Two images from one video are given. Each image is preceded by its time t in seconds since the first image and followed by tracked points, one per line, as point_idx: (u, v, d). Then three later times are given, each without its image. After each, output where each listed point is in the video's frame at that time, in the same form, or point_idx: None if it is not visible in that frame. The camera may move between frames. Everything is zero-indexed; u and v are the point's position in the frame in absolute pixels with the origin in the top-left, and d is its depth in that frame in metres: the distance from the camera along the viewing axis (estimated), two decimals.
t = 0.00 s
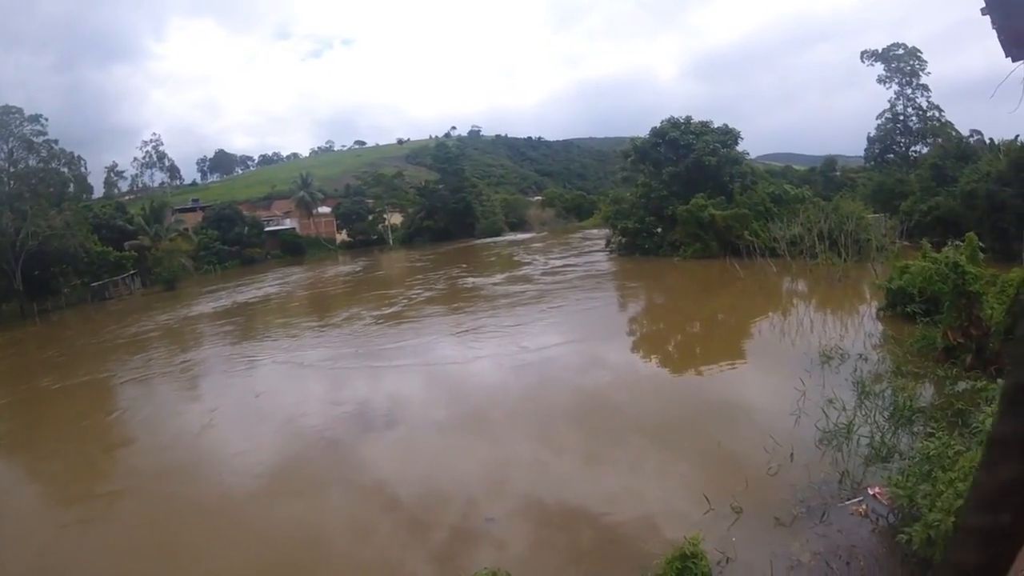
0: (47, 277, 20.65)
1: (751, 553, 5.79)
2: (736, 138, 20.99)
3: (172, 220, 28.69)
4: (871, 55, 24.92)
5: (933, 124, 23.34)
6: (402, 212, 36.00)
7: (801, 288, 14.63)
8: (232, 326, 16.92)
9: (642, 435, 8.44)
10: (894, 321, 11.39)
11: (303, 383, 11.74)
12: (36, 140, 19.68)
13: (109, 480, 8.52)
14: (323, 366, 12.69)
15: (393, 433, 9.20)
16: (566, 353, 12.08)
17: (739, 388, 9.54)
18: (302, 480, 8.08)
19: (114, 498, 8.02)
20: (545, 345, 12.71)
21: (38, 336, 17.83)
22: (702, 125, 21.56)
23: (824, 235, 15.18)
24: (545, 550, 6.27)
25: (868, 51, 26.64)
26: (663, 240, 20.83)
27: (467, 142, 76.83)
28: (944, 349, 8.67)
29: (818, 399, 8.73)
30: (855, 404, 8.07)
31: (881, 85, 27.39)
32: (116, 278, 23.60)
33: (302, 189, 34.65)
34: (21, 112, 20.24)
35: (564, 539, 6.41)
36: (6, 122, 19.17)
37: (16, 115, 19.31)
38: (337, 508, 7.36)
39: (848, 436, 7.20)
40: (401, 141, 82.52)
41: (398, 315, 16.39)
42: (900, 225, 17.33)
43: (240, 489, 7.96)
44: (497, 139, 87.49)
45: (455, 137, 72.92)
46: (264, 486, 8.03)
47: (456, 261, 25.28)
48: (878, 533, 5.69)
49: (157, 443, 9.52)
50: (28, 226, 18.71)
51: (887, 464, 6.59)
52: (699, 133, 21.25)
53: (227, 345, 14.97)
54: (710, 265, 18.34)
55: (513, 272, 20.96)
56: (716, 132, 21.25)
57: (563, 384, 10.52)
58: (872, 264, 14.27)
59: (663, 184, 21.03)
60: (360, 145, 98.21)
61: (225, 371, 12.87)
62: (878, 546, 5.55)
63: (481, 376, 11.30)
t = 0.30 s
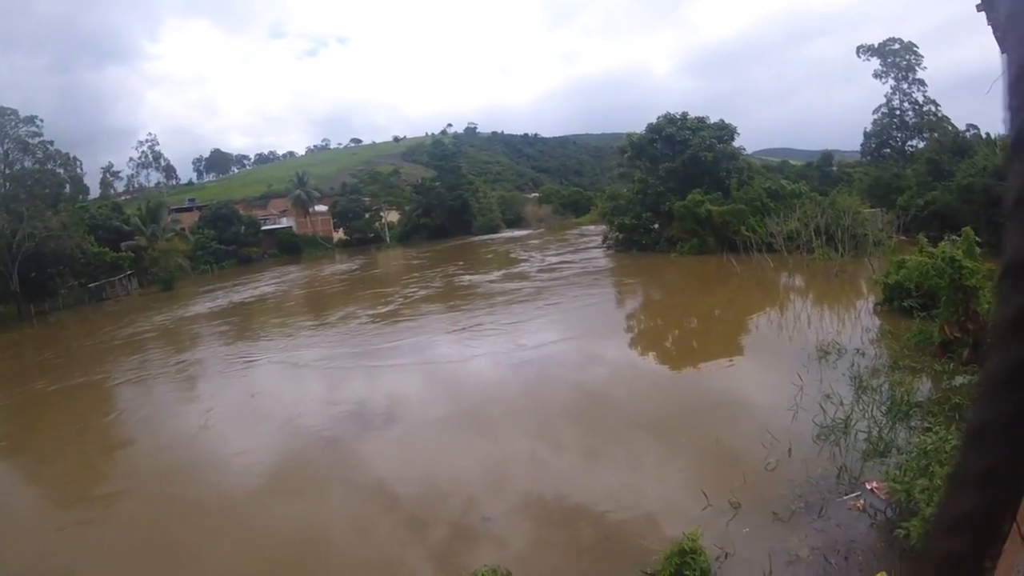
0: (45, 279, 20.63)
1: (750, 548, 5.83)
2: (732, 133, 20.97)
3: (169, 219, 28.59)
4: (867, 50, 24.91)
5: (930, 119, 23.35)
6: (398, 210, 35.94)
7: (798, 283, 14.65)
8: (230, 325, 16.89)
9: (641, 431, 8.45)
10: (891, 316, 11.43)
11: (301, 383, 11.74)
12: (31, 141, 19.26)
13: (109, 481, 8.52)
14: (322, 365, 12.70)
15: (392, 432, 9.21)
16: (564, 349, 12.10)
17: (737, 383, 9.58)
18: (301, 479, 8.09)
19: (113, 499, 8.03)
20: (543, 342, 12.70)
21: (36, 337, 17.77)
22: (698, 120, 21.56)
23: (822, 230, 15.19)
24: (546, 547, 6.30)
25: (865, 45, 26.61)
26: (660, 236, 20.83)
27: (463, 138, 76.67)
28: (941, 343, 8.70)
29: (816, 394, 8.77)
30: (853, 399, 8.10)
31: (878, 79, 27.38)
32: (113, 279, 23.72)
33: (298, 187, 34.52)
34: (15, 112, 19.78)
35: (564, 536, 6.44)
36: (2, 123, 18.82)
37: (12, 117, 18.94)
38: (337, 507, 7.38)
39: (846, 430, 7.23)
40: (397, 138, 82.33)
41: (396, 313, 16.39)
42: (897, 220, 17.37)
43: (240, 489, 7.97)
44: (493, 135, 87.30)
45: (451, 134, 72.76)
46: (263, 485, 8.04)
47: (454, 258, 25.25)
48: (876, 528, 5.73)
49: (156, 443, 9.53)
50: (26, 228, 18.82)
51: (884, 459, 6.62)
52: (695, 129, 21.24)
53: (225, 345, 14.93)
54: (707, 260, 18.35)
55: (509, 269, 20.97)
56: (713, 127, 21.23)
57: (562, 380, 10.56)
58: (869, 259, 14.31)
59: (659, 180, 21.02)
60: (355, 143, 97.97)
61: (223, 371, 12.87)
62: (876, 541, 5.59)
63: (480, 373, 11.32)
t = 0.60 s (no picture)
0: (41, 279, 20.54)
1: (748, 546, 5.88)
2: (729, 131, 21.02)
3: (165, 219, 28.52)
4: (864, 48, 24.87)
5: (927, 117, 23.34)
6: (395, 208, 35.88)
7: (796, 281, 14.67)
8: (228, 325, 16.87)
9: (640, 430, 8.47)
10: (888, 314, 11.46)
11: (299, 382, 11.74)
12: (28, 141, 19.20)
13: (107, 481, 8.52)
14: (320, 364, 12.70)
15: (390, 431, 9.23)
16: (562, 348, 12.11)
17: (735, 381, 9.61)
18: (301, 479, 8.10)
19: (111, 499, 8.03)
20: (541, 340, 12.72)
21: (33, 338, 17.72)
22: (695, 119, 21.56)
23: (818, 229, 15.19)
24: (545, 545, 6.32)
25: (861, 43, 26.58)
26: (657, 234, 20.84)
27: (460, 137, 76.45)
28: (938, 341, 8.72)
29: (813, 392, 8.79)
30: (851, 397, 8.12)
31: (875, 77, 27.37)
32: (110, 279, 23.68)
33: (294, 186, 34.40)
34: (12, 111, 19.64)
35: (564, 534, 6.46)
36: None
37: (8, 117, 18.85)
38: (337, 507, 7.38)
39: (843, 429, 7.25)
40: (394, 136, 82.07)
41: (394, 313, 16.38)
42: (894, 218, 17.39)
43: (239, 488, 7.98)
44: (490, 134, 87.16)
45: (448, 132, 72.61)
46: (262, 484, 8.05)
47: (451, 257, 25.22)
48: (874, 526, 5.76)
49: (156, 443, 9.54)
50: (22, 228, 18.77)
51: (881, 457, 6.64)
52: (692, 127, 21.24)
53: (222, 344, 14.92)
54: (704, 259, 18.37)
55: (506, 268, 20.96)
56: (709, 126, 21.27)
57: (560, 378, 10.59)
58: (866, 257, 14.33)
59: (657, 178, 21.03)
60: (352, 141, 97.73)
61: (221, 371, 12.86)
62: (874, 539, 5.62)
63: (478, 372, 11.34)
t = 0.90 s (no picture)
0: (41, 280, 20.36)
1: (748, 542, 5.92)
2: (728, 128, 21.01)
3: (164, 218, 28.50)
4: (862, 44, 24.78)
5: (926, 112, 23.30)
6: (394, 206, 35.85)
7: (795, 277, 14.67)
8: (228, 324, 16.89)
9: (640, 426, 8.49)
10: (887, 309, 11.47)
11: (299, 381, 11.76)
12: (26, 141, 19.31)
13: (106, 481, 8.53)
14: (320, 363, 12.72)
15: (390, 429, 9.24)
16: (562, 345, 12.14)
17: (734, 377, 9.65)
18: (301, 477, 8.13)
19: (109, 500, 8.02)
20: (540, 338, 12.73)
21: (33, 339, 17.73)
22: (694, 115, 21.57)
23: (817, 225, 15.19)
24: (547, 541, 6.35)
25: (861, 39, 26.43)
26: (657, 231, 20.84)
27: (459, 134, 76.28)
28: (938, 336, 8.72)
29: (813, 387, 8.81)
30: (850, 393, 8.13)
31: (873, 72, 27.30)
32: (109, 278, 23.67)
33: (293, 184, 34.37)
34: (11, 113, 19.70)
35: (566, 530, 6.49)
36: None
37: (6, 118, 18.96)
38: (337, 505, 7.40)
39: (843, 424, 7.27)
40: (392, 133, 81.92)
41: (393, 311, 16.40)
42: (894, 214, 17.40)
43: (239, 488, 8.00)
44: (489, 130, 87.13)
45: (447, 130, 72.62)
46: (261, 484, 8.06)
47: (450, 255, 25.23)
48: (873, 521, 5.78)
49: (156, 442, 9.56)
50: (20, 229, 18.77)
51: (881, 453, 6.68)
52: (691, 123, 21.25)
53: (222, 344, 14.93)
54: (703, 255, 18.37)
55: (506, 265, 20.99)
56: (708, 122, 21.26)
57: (559, 375, 10.62)
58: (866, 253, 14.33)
59: (656, 175, 21.03)
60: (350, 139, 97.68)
61: (221, 370, 12.88)
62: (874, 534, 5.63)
63: (478, 370, 11.36)
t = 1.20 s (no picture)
0: (44, 279, 20.35)
1: (751, 538, 5.94)
2: (729, 123, 20.92)
3: (166, 217, 28.49)
4: (864, 38, 24.62)
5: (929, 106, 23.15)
6: (396, 203, 35.81)
7: (798, 272, 14.62)
8: (230, 323, 16.89)
9: (642, 423, 8.49)
10: (889, 305, 11.42)
11: (302, 379, 11.77)
12: (27, 143, 19.48)
13: (109, 481, 8.55)
14: (323, 361, 12.74)
15: (393, 427, 9.25)
16: (564, 341, 12.13)
17: (737, 373, 9.64)
18: (304, 475, 8.17)
19: (112, 500, 8.05)
20: (542, 335, 12.72)
21: (36, 339, 17.73)
22: (696, 111, 21.48)
23: (820, 220, 15.13)
24: (550, 536, 6.40)
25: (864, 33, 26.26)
26: (659, 227, 20.78)
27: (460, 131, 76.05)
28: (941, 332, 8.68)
29: (815, 383, 8.79)
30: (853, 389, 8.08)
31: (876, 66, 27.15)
32: (112, 278, 23.64)
33: (295, 182, 34.34)
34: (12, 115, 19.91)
35: (569, 527, 6.52)
36: None
37: (9, 119, 19.14)
38: (341, 503, 7.43)
39: (846, 420, 7.22)
40: (393, 130, 81.73)
41: (395, 308, 16.40)
42: (897, 209, 17.31)
43: (243, 486, 8.02)
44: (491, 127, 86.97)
45: (448, 127, 72.49)
46: (265, 481, 8.10)
47: (452, 252, 25.20)
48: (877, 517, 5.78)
49: (159, 442, 9.58)
50: (23, 229, 18.78)
51: (885, 449, 6.62)
52: (693, 119, 21.17)
53: (224, 342, 14.94)
54: (705, 250, 18.30)
55: (507, 262, 20.96)
56: (710, 118, 21.18)
57: (562, 371, 10.62)
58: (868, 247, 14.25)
59: (657, 171, 20.95)
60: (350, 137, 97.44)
61: (224, 369, 12.90)
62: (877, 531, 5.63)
63: (480, 367, 11.37)
